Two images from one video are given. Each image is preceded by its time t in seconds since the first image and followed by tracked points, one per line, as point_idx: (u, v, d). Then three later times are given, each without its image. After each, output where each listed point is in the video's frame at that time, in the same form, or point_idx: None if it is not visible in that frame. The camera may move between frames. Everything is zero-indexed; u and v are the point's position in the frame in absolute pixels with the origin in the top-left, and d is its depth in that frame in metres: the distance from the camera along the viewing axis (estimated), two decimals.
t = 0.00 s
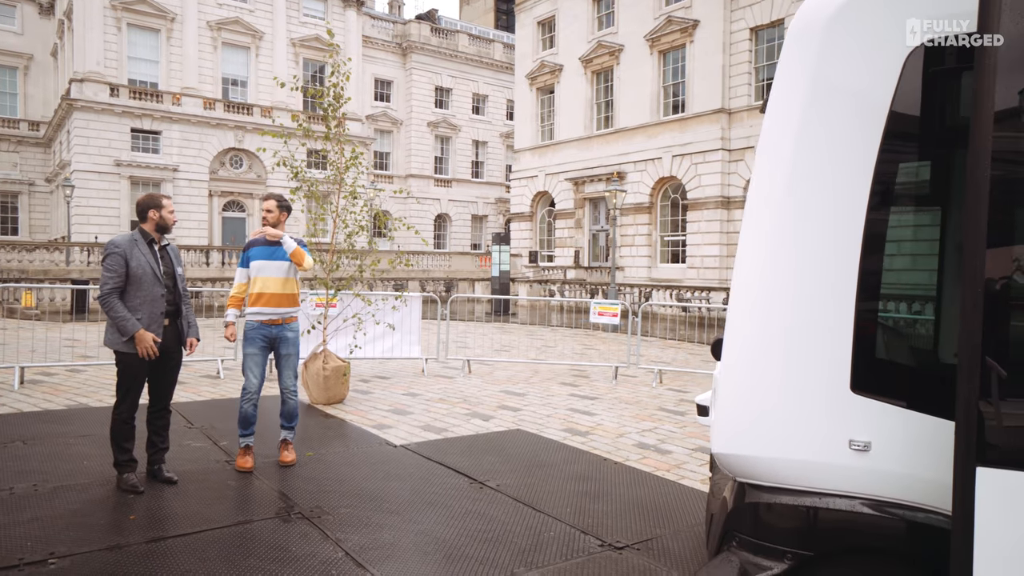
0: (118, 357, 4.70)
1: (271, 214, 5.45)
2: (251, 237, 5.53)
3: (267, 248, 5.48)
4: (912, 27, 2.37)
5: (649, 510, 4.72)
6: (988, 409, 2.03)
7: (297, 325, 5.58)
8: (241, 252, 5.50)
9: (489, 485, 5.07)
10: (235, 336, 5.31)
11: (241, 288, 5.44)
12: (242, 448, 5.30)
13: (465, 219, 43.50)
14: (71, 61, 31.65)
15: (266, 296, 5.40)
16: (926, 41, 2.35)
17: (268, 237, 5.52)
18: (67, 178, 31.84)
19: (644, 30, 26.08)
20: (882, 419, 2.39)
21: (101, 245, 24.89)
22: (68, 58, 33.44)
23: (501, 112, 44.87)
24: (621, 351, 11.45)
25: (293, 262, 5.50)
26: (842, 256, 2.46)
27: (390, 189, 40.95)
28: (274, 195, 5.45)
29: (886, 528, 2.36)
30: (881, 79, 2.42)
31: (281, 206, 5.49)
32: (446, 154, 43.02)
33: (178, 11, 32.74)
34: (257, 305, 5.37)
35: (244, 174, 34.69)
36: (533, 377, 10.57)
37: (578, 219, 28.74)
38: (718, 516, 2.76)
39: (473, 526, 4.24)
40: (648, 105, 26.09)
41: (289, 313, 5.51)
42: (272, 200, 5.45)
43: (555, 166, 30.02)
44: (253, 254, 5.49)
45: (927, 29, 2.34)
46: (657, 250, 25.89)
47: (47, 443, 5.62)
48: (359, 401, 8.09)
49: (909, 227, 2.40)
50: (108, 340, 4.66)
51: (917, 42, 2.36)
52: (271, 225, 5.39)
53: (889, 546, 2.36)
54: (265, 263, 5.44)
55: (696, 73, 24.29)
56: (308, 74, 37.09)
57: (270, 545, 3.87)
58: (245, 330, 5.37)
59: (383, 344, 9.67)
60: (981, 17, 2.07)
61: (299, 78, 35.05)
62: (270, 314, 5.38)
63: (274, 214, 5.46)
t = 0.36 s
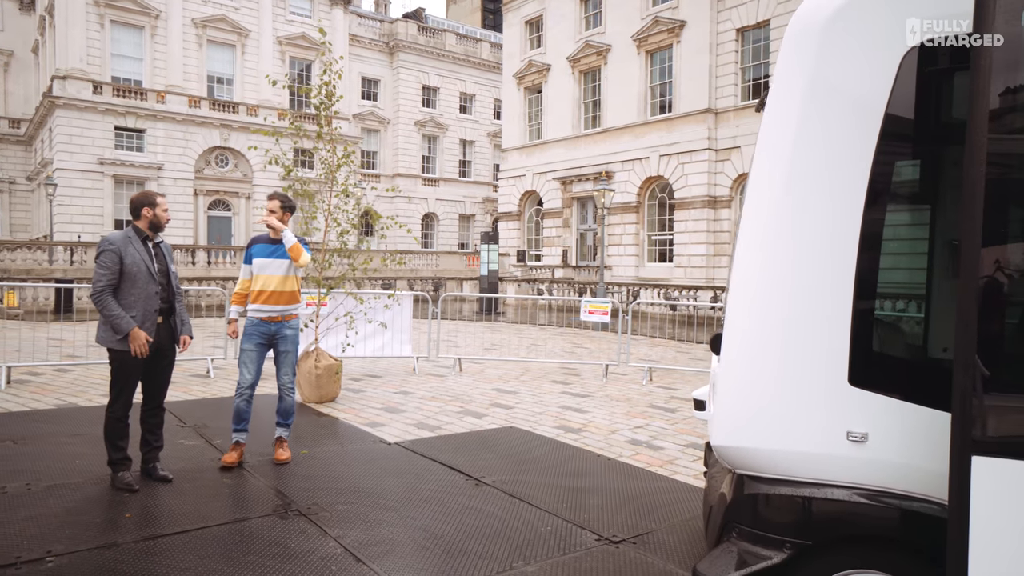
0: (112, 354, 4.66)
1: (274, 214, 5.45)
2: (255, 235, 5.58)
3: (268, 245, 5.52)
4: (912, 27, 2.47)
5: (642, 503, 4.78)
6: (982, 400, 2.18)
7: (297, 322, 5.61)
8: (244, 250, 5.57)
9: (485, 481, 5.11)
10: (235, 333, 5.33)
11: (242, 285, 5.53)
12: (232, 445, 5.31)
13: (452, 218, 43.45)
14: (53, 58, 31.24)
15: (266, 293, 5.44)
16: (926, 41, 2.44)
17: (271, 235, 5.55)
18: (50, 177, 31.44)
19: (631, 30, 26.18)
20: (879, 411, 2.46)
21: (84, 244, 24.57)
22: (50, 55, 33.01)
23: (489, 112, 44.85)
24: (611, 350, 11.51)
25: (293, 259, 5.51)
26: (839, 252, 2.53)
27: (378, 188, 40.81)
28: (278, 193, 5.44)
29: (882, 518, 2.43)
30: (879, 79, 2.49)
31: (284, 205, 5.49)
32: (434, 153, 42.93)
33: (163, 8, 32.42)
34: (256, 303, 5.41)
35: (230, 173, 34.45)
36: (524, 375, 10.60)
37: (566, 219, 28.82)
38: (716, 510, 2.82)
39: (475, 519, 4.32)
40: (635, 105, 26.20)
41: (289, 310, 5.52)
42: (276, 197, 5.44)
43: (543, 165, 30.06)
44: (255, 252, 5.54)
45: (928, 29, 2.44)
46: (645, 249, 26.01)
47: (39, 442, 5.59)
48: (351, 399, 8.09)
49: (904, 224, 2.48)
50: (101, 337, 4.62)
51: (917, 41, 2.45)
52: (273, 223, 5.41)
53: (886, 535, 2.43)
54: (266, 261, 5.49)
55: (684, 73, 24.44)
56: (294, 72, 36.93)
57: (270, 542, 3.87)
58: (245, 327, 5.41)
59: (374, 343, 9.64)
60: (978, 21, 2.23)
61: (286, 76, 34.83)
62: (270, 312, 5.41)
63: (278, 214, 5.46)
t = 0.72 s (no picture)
0: (105, 353, 4.64)
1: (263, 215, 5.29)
2: (245, 232, 5.50)
3: (258, 244, 5.48)
4: (911, 28, 2.50)
5: (638, 500, 4.78)
6: (978, 395, 2.22)
7: (288, 319, 5.60)
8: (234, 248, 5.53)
9: (481, 478, 5.11)
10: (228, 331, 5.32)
11: (234, 284, 5.52)
12: (226, 445, 5.29)
13: (442, 218, 43.39)
14: (38, 55, 30.91)
15: (256, 293, 5.42)
16: (923, 42, 2.48)
17: (260, 234, 5.50)
18: (35, 176, 31.10)
19: (621, 30, 26.25)
20: (874, 406, 2.50)
21: (70, 244, 24.31)
22: (34, 53, 32.67)
23: (479, 111, 44.81)
24: (603, 348, 11.56)
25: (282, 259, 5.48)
26: (836, 250, 2.56)
27: (367, 188, 40.68)
28: (264, 192, 5.24)
29: (878, 509, 2.47)
30: (875, 79, 2.53)
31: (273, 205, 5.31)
32: (423, 152, 42.84)
33: (150, 6, 32.16)
34: (246, 303, 5.40)
35: (218, 172, 34.25)
36: (517, 374, 10.62)
37: (556, 218, 28.87)
38: (714, 504, 2.85)
39: (471, 515, 4.32)
40: (625, 105, 26.27)
41: (279, 309, 5.51)
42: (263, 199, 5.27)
43: (533, 165, 30.10)
44: (246, 250, 5.49)
45: (925, 30, 2.48)
46: (635, 248, 26.08)
47: (31, 442, 5.55)
48: (344, 398, 8.08)
49: (899, 222, 2.52)
50: (93, 335, 4.60)
51: (915, 41, 2.49)
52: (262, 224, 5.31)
53: (882, 528, 2.46)
54: (257, 262, 5.46)
55: (673, 73, 24.53)
56: (282, 71, 36.74)
57: (267, 539, 3.86)
58: (236, 326, 5.40)
59: (366, 342, 9.63)
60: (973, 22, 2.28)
61: (275, 75, 34.68)
62: (261, 312, 5.41)
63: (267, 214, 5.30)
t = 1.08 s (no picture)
0: (104, 351, 4.62)
1: (257, 208, 5.38)
2: (242, 229, 5.54)
3: (254, 242, 5.50)
4: (911, 27, 2.51)
5: (638, 496, 4.77)
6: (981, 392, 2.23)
7: (284, 318, 5.57)
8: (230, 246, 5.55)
9: (481, 476, 5.11)
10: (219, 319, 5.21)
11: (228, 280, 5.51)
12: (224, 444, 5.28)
13: (438, 218, 43.36)
14: (32, 55, 30.79)
15: (249, 291, 5.40)
16: (923, 42, 2.49)
17: (257, 231, 5.53)
18: (29, 176, 30.96)
19: (617, 30, 26.29)
20: (875, 405, 2.51)
21: (65, 243, 24.21)
22: (28, 52, 32.55)
23: (475, 111, 44.77)
24: (601, 348, 11.57)
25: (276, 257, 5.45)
26: (836, 249, 2.57)
27: (363, 187, 40.63)
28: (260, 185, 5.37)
29: (880, 505, 2.47)
30: (877, 79, 2.54)
31: (268, 199, 5.41)
32: (419, 152, 42.79)
33: (145, 4, 32.04)
34: (239, 301, 5.39)
35: (213, 172, 34.17)
36: (515, 373, 10.63)
37: (552, 218, 28.93)
38: (716, 502, 2.86)
39: (471, 514, 4.32)
40: (622, 105, 26.31)
41: (273, 308, 5.47)
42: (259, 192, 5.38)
43: (529, 164, 30.13)
44: (241, 247, 5.51)
45: (925, 29, 2.49)
46: (631, 248, 26.13)
47: (29, 442, 5.54)
48: (342, 397, 8.07)
49: (900, 222, 2.52)
50: (92, 333, 4.58)
51: (915, 41, 2.50)
52: (257, 218, 5.37)
53: (884, 524, 2.47)
54: (251, 259, 5.46)
55: (669, 73, 24.55)
56: (278, 70, 36.67)
57: (266, 538, 3.85)
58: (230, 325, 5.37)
59: (364, 341, 9.62)
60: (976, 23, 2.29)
61: (271, 73, 34.61)
62: (255, 309, 5.39)
63: (261, 208, 5.38)
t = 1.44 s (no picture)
0: (104, 349, 4.60)
1: (257, 206, 5.41)
2: (244, 228, 5.56)
3: (256, 239, 5.50)
4: (912, 27, 2.50)
5: (643, 494, 4.73)
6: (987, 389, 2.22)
7: (283, 317, 5.55)
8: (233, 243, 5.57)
9: (482, 475, 5.09)
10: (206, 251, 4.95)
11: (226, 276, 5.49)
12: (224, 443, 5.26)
13: (437, 217, 43.32)
14: (29, 54, 30.70)
15: (248, 288, 5.39)
16: (923, 42, 2.48)
17: (260, 230, 5.54)
18: (26, 175, 30.90)
19: (616, 29, 26.27)
20: (879, 403, 2.50)
21: (62, 243, 24.16)
22: (25, 51, 32.45)
23: (473, 110, 44.71)
24: (600, 347, 11.55)
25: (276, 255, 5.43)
26: (839, 246, 2.57)
27: (362, 187, 40.58)
28: (262, 184, 5.42)
29: (885, 502, 2.46)
30: (879, 78, 2.54)
31: (268, 197, 5.44)
32: (417, 151, 42.74)
33: (142, 3, 31.93)
34: (239, 299, 5.38)
35: (211, 171, 34.11)
36: (514, 372, 10.61)
37: (551, 217, 28.93)
38: (720, 499, 2.85)
39: (471, 513, 4.31)
40: (620, 105, 26.30)
41: (272, 306, 5.45)
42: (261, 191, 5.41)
43: (527, 164, 30.12)
44: (243, 244, 5.51)
45: (926, 29, 2.48)
46: (630, 247, 26.15)
47: (28, 441, 5.52)
48: (341, 396, 8.05)
49: (903, 220, 2.51)
50: (92, 332, 4.56)
51: (916, 41, 2.49)
52: (258, 215, 5.39)
53: (889, 521, 2.46)
54: (251, 256, 5.44)
55: (668, 72, 24.55)
56: (275, 69, 36.60)
57: (265, 538, 3.83)
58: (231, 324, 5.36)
59: (364, 340, 9.61)
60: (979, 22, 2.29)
61: (269, 73, 34.54)
62: (255, 308, 5.37)
63: (261, 206, 5.41)
